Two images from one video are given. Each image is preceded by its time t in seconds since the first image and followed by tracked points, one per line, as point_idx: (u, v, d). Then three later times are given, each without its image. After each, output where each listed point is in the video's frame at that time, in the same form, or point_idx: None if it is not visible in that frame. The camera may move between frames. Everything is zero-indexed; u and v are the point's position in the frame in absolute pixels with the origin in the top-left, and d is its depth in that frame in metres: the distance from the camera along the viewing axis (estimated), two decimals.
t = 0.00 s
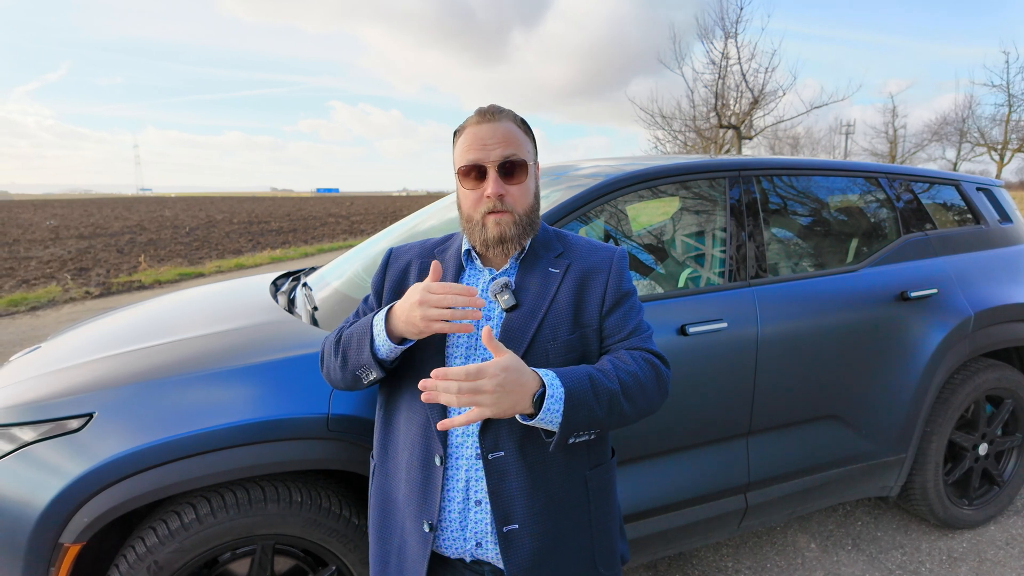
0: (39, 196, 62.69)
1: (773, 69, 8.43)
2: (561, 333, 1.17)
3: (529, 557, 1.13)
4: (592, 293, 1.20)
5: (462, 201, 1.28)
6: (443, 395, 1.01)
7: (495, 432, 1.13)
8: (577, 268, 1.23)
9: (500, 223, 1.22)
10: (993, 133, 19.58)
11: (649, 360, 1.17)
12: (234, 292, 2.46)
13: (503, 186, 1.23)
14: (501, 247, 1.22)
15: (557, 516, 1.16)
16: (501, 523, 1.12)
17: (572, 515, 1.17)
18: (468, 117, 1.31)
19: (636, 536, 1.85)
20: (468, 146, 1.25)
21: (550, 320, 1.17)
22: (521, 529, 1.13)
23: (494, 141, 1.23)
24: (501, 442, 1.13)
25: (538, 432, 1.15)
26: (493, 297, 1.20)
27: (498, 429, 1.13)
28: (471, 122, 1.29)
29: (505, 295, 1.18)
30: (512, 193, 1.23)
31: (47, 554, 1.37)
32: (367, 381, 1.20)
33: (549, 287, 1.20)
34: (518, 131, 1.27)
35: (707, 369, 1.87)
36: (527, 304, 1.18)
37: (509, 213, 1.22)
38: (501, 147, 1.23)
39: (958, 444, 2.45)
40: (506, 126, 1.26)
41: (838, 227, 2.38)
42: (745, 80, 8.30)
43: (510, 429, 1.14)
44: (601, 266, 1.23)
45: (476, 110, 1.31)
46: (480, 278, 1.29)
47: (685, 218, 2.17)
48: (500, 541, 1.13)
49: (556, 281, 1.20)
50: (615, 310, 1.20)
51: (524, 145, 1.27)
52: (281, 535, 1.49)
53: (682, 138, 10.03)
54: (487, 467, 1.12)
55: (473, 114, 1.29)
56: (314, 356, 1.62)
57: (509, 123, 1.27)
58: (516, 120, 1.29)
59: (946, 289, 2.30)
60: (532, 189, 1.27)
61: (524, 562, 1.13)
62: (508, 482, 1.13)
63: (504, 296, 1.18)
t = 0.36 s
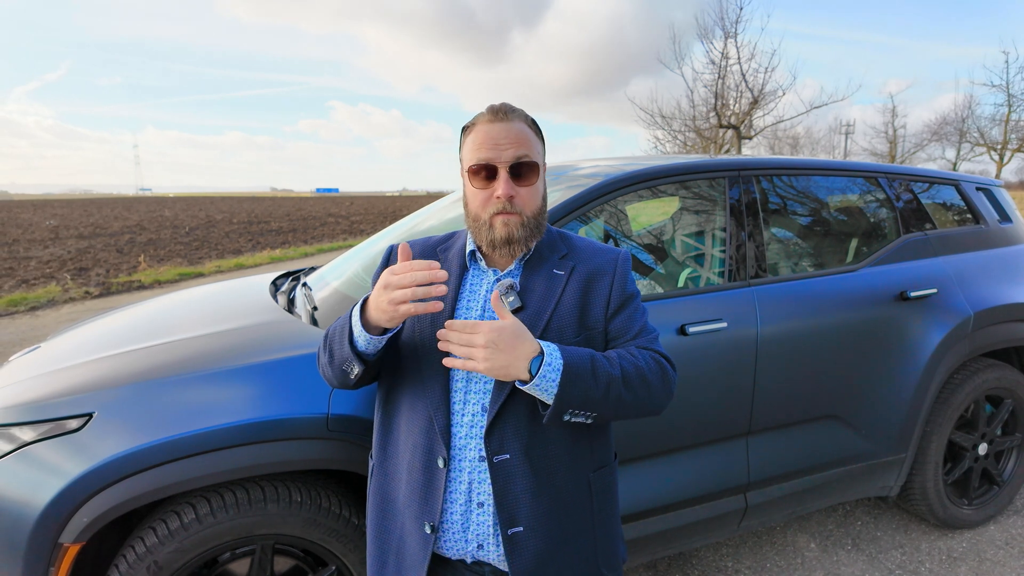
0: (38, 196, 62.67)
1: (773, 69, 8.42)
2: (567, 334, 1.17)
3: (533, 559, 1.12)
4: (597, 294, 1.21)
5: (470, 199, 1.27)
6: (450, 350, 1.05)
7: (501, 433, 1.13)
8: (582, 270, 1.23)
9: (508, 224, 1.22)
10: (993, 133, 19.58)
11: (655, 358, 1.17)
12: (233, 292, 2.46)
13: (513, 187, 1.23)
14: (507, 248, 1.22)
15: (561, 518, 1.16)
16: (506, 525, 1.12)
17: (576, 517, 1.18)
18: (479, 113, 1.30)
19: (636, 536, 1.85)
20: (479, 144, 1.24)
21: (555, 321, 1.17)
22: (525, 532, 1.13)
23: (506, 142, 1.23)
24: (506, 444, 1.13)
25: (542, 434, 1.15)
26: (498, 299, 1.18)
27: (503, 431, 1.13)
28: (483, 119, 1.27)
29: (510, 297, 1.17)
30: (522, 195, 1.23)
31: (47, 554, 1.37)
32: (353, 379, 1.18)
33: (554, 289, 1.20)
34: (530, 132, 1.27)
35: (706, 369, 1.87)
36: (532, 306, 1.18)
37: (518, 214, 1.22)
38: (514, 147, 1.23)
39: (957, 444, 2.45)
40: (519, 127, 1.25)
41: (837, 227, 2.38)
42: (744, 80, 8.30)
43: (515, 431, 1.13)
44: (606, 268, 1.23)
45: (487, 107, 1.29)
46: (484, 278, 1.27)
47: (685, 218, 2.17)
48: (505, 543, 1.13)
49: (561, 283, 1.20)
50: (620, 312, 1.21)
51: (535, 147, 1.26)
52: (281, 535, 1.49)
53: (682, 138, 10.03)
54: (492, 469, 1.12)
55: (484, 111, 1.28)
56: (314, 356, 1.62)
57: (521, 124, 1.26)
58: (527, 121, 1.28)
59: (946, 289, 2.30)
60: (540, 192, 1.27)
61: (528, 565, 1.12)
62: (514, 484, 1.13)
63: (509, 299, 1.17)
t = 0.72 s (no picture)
0: (38, 196, 62.67)
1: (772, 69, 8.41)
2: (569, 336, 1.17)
3: (535, 561, 1.13)
4: (599, 296, 1.21)
5: (474, 200, 1.26)
6: (469, 302, 1.02)
7: (504, 436, 1.13)
8: (584, 271, 1.23)
9: (514, 227, 1.21)
10: (993, 133, 19.58)
11: (662, 359, 1.19)
12: (232, 292, 2.46)
13: (520, 190, 1.22)
14: (512, 251, 1.22)
15: (563, 520, 1.16)
16: (509, 528, 1.12)
17: (578, 520, 1.18)
18: (486, 112, 1.29)
19: (636, 536, 1.85)
20: (487, 144, 1.24)
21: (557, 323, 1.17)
22: (527, 534, 1.13)
23: (514, 144, 1.23)
24: (509, 447, 1.13)
25: (544, 436, 1.15)
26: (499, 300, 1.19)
27: (507, 434, 1.13)
28: (491, 118, 1.27)
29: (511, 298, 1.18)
30: (529, 198, 1.23)
31: (47, 554, 1.37)
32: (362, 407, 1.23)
33: (556, 290, 1.20)
34: (537, 135, 1.27)
35: (706, 369, 1.87)
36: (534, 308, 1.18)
37: (524, 217, 1.22)
38: (522, 150, 1.23)
39: (957, 444, 2.46)
40: (526, 129, 1.25)
41: (837, 227, 2.38)
42: (744, 80, 8.30)
43: (517, 434, 1.13)
44: (608, 269, 1.24)
45: (493, 106, 1.28)
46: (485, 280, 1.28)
47: (685, 218, 2.17)
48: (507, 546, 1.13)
49: (563, 285, 1.20)
50: (621, 313, 1.21)
51: (541, 150, 1.27)
52: (280, 535, 1.49)
53: (683, 138, 10.02)
54: (495, 472, 1.12)
55: (491, 110, 1.27)
56: (313, 356, 1.62)
57: (528, 126, 1.26)
58: (534, 123, 1.29)
59: (946, 289, 2.30)
60: (546, 195, 1.27)
61: (531, 567, 1.12)
62: (516, 487, 1.13)
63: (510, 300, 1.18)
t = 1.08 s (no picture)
0: (38, 196, 62.66)
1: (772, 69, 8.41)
2: (569, 337, 1.17)
3: (537, 562, 1.13)
4: (598, 297, 1.21)
5: (473, 198, 1.26)
6: (486, 383, 0.99)
7: (506, 437, 1.13)
8: (583, 272, 1.23)
9: (513, 225, 1.21)
10: (992, 133, 19.58)
11: (660, 363, 1.21)
12: (232, 292, 2.46)
13: (519, 188, 1.23)
14: (512, 250, 1.22)
15: (564, 521, 1.16)
16: (511, 529, 1.12)
17: (579, 520, 1.18)
18: (484, 112, 1.29)
19: (636, 536, 1.85)
20: (486, 143, 1.24)
21: (558, 324, 1.17)
22: (529, 535, 1.13)
23: (512, 142, 1.23)
24: (511, 447, 1.13)
25: (545, 436, 1.16)
26: (499, 300, 1.20)
27: (508, 434, 1.13)
28: (488, 118, 1.27)
29: (512, 299, 1.18)
30: (528, 197, 1.23)
31: (46, 554, 1.37)
32: (371, 391, 1.21)
33: (555, 292, 1.20)
34: (535, 136, 1.27)
35: (706, 369, 1.87)
36: (534, 309, 1.18)
37: (523, 215, 1.22)
38: (521, 149, 1.23)
39: (957, 444, 2.46)
40: (524, 128, 1.26)
41: (836, 227, 2.38)
42: (744, 80, 8.30)
43: (519, 435, 1.13)
44: (607, 270, 1.24)
45: (490, 106, 1.29)
46: (485, 280, 1.28)
47: (684, 218, 2.18)
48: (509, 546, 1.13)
49: (563, 286, 1.20)
50: (620, 314, 1.22)
51: (539, 149, 1.27)
52: (280, 536, 1.49)
53: (683, 138, 10.02)
54: (497, 472, 1.12)
55: (489, 110, 1.28)
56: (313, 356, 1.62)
57: (526, 125, 1.27)
58: (531, 123, 1.29)
59: (945, 290, 2.30)
60: (544, 194, 1.27)
61: (533, 568, 1.13)
62: (518, 487, 1.13)
63: (511, 301, 1.18)
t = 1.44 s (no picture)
0: (38, 197, 62.66)
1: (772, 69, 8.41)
2: (573, 337, 1.18)
3: (543, 562, 1.13)
4: (601, 296, 1.21)
5: (476, 193, 1.25)
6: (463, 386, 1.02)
7: (511, 439, 1.13)
8: (585, 271, 1.24)
9: (517, 221, 1.21)
10: (992, 133, 19.59)
11: (661, 361, 1.19)
12: (232, 292, 2.46)
13: (524, 184, 1.22)
14: (514, 246, 1.22)
15: (569, 521, 1.16)
16: (517, 530, 1.12)
17: (583, 520, 1.18)
18: (490, 110, 1.29)
19: (636, 536, 1.85)
20: (493, 139, 1.23)
21: (561, 325, 1.18)
22: (535, 536, 1.13)
23: (519, 139, 1.23)
24: (516, 448, 1.13)
25: (549, 437, 1.16)
26: (504, 301, 1.18)
27: (514, 436, 1.13)
28: (494, 115, 1.27)
29: (515, 299, 1.17)
30: (533, 193, 1.23)
31: (46, 554, 1.37)
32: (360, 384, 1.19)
33: (558, 292, 1.20)
34: (540, 134, 1.27)
35: (706, 369, 1.87)
36: (538, 309, 1.18)
37: (527, 212, 1.22)
38: (527, 146, 1.23)
39: (956, 443, 2.46)
40: (529, 126, 1.26)
41: (836, 227, 2.38)
42: (743, 80, 8.30)
43: (524, 436, 1.13)
44: (608, 269, 1.24)
45: (496, 104, 1.29)
46: (486, 281, 1.27)
47: (684, 218, 2.18)
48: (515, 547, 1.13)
49: (565, 286, 1.21)
50: (623, 313, 1.22)
51: (544, 148, 1.27)
52: (280, 536, 1.49)
53: (683, 138, 10.03)
54: (502, 474, 1.12)
55: (495, 108, 1.28)
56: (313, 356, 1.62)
57: (531, 124, 1.27)
58: (536, 122, 1.30)
59: (945, 289, 2.30)
60: (548, 193, 1.27)
61: (539, 567, 1.13)
62: (524, 488, 1.13)
63: (514, 301, 1.17)
